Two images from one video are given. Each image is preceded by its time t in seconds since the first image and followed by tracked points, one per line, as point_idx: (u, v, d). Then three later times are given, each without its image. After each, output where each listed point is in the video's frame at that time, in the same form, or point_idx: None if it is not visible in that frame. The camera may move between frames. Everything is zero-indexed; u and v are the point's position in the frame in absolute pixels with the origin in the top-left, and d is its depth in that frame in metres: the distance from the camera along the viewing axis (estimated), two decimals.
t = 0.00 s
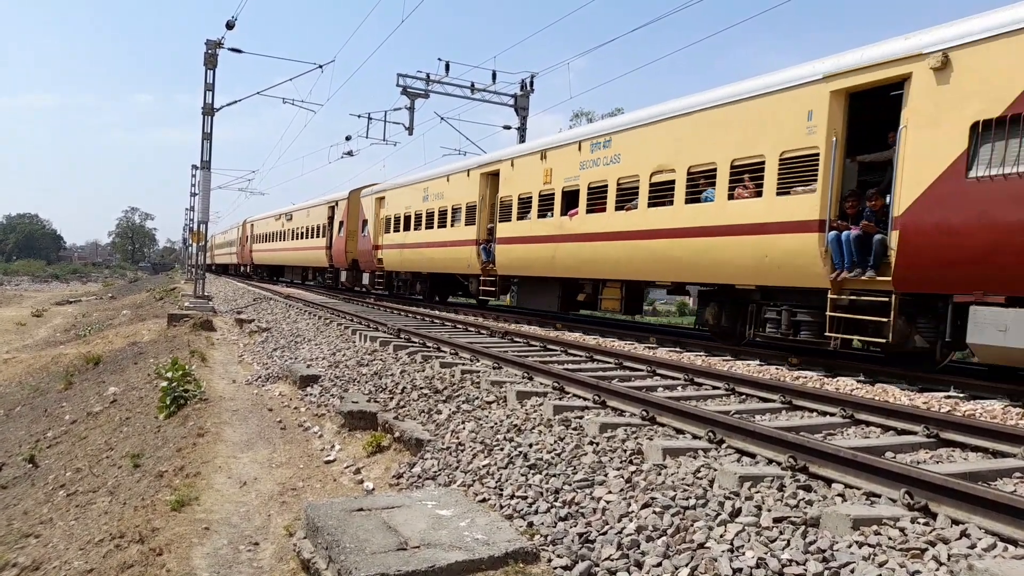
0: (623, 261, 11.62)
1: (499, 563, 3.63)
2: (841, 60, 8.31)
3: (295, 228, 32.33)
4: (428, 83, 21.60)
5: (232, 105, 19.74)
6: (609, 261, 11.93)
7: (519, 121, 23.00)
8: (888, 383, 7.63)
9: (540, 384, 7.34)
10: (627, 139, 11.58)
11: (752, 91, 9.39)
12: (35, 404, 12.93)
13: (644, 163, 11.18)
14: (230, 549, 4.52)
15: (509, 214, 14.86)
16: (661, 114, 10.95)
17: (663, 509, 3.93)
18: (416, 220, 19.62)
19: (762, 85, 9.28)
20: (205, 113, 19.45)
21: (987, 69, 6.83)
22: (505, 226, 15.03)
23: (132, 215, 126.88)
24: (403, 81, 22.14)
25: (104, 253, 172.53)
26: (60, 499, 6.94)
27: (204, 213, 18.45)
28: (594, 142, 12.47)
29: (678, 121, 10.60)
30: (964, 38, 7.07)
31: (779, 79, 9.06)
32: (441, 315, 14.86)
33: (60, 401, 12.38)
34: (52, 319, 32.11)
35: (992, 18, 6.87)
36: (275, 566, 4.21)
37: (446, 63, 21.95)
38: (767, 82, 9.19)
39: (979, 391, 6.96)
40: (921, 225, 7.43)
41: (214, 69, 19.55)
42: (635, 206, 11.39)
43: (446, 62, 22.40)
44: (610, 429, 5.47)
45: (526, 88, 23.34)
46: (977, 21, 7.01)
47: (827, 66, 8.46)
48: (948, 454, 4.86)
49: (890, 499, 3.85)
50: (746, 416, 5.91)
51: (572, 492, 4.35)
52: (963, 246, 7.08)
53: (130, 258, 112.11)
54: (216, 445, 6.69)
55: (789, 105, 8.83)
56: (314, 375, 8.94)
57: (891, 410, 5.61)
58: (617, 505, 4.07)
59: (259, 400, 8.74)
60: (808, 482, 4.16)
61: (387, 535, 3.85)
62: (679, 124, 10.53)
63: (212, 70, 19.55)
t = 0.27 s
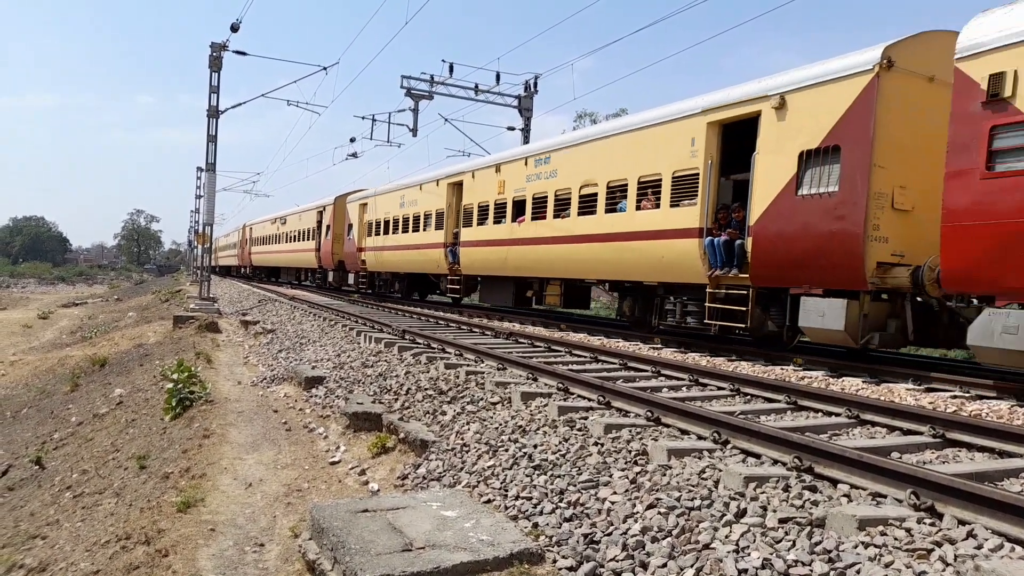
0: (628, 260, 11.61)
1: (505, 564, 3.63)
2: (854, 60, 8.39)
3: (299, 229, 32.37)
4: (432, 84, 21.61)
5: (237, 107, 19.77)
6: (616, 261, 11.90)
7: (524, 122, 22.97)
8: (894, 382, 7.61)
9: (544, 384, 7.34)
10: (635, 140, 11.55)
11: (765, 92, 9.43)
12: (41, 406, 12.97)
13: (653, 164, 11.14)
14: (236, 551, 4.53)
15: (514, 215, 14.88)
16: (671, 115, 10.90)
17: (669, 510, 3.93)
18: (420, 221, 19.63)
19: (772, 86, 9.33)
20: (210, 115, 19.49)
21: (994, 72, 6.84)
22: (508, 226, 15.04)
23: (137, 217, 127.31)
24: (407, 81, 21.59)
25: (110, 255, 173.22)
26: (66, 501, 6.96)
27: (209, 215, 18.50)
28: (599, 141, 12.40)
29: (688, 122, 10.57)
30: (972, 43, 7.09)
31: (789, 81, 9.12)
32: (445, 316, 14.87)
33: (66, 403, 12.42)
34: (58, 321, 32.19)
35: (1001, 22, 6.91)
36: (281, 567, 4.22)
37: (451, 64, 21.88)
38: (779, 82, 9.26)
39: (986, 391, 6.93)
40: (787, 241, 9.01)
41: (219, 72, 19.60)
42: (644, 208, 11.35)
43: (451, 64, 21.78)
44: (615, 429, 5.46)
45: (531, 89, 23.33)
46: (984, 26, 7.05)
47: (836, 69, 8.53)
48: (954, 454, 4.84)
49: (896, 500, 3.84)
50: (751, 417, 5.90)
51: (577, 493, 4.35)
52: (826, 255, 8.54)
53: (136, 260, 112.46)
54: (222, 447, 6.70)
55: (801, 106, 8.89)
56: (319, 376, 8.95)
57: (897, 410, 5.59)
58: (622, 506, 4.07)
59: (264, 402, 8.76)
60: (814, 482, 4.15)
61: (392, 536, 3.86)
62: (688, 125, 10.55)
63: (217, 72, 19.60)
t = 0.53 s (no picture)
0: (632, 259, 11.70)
1: (503, 561, 3.63)
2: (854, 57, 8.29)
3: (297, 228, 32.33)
4: (431, 82, 21.59)
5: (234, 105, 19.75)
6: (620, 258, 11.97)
7: (521, 121, 22.98)
8: (892, 380, 7.62)
9: (543, 382, 7.35)
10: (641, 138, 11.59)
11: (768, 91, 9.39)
12: (39, 405, 12.94)
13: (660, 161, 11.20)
14: (235, 549, 4.53)
15: (513, 214, 14.89)
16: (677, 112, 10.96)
17: (666, 507, 3.93)
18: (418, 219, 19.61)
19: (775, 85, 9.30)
20: (208, 113, 19.46)
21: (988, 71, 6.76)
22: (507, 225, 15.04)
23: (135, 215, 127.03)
24: (406, 81, 21.82)
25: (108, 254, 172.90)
26: (64, 499, 6.95)
27: (207, 213, 18.48)
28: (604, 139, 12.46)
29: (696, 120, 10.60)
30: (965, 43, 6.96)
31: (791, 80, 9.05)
32: (443, 314, 14.87)
33: (64, 401, 12.40)
34: (56, 320, 32.16)
35: (991, 21, 6.79)
36: (279, 565, 4.21)
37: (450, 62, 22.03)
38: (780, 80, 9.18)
39: (983, 388, 6.94)
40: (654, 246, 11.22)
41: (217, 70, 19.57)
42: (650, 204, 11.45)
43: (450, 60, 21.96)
44: (613, 427, 5.46)
45: (529, 87, 23.31)
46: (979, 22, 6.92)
47: (834, 68, 8.46)
48: (952, 451, 4.85)
49: (894, 497, 3.85)
50: (749, 414, 5.91)
51: (575, 490, 4.36)
52: (702, 255, 10.31)
53: (133, 259, 112.32)
54: (220, 445, 6.70)
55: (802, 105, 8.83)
56: (317, 374, 8.94)
57: (894, 408, 5.60)
58: (620, 504, 4.07)
59: (262, 400, 8.74)
60: (812, 480, 4.16)
61: (391, 534, 3.86)
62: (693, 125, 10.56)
63: (215, 70, 19.57)
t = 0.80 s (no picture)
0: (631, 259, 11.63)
1: (505, 561, 3.63)
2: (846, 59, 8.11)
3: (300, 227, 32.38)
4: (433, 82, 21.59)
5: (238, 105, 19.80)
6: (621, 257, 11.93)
7: (524, 121, 23.00)
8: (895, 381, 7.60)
9: (545, 382, 7.34)
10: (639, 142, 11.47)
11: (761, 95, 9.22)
12: (43, 403, 12.99)
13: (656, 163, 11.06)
14: (237, 548, 4.53)
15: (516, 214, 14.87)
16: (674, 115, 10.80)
17: (669, 507, 3.92)
18: (421, 220, 19.62)
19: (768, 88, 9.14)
20: (211, 113, 19.49)
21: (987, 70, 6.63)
22: (511, 226, 15.05)
23: (138, 215, 127.39)
24: (411, 80, 22.13)
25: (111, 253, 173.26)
26: (68, 498, 6.97)
27: (210, 213, 18.51)
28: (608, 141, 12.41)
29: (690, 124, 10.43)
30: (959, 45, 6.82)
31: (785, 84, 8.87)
32: (446, 314, 14.89)
33: (68, 400, 12.44)
34: (60, 318, 32.27)
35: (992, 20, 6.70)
36: (281, 565, 4.22)
37: (450, 61, 22.41)
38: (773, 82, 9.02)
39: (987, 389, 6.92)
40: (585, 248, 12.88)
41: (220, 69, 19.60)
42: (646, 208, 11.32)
43: (451, 60, 22.48)
44: (616, 428, 5.45)
45: (532, 86, 23.31)
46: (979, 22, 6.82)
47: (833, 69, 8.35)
48: (955, 453, 4.84)
49: (898, 498, 3.84)
50: (751, 415, 5.90)
51: (578, 491, 4.35)
52: (617, 257, 11.97)
53: (137, 258, 112.53)
54: (223, 444, 6.71)
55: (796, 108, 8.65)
56: (319, 374, 8.95)
57: (897, 409, 5.58)
58: (623, 504, 4.06)
59: (265, 399, 8.76)
60: (815, 480, 4.15)
61: (393, 533, 3.86)
62: (688, 128, 10.40)
63: (218, 70, 19.60)
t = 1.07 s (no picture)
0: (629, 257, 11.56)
1: (508, 560, 3.62)
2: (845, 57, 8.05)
3: (303, 226, 32.42)
4: (436, 81, 21.58)
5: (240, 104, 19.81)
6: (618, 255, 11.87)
7: (527, 119, 22.99)
8: (898, 378, 7.59)
9: (548, 381, 7.34)
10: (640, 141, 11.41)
11: (761, 92, 9.14)
12: (47, 402, 13.03)
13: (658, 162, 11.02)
14: (240, 546, 4.54)
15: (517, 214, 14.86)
16: (675, 113, 10.75)
17: (672, 505, 3.92)
18: (423, 219, 19.61)
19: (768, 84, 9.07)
20: (214, 112, 19.52)
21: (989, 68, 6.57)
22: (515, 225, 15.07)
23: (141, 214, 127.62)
24: (412, 80, 22.17)
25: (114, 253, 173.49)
26: (72, 497, 6.99)
27: (213, 212, 18.53)
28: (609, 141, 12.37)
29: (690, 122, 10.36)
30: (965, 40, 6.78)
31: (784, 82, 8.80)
32: (449, 312, 14.88)
33: (72, 399, 12.47)
34: (64, 318, 32.35)
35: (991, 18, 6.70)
36: (285, 563, 4.22)
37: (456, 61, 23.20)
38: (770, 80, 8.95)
39: (991, 387, 6.90)
40: (531, 250, 14.50)
41: (223, 69, 19.62)
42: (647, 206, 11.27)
43: (455, 61, 23.20)
44: (619, 426, 5.45)
45: (535, 85, 23.29)
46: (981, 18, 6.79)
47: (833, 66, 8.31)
48: (959, 450, 4.83)
49: (901, 496, 3.82)
50: (755, 413, 5.89)
51: (581, 489, 4.35)
52: (554, 258, 13.68)
53: (140, 258, 112.76)
54: (226, 443, 6.72)
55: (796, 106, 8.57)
56: (323, 373, 8.95)
57: (900, 406, 5.57)
58: (626, 502, 4.06)
59: (268, 398, 8.77)
60: (819, 478, 4.14)
61: (396, 532, 3.86)
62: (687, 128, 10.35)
63: (221, 69, 19.62)
